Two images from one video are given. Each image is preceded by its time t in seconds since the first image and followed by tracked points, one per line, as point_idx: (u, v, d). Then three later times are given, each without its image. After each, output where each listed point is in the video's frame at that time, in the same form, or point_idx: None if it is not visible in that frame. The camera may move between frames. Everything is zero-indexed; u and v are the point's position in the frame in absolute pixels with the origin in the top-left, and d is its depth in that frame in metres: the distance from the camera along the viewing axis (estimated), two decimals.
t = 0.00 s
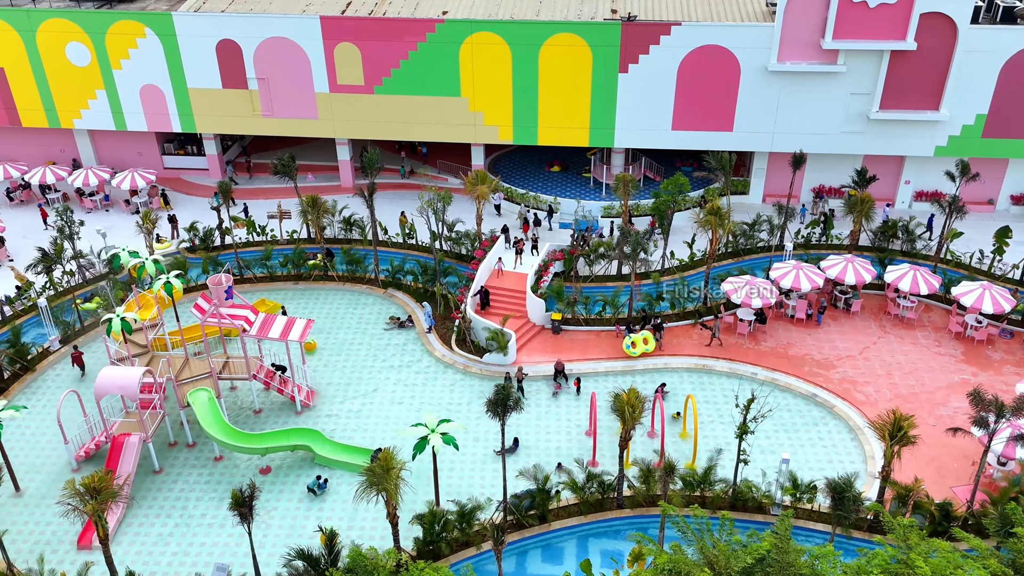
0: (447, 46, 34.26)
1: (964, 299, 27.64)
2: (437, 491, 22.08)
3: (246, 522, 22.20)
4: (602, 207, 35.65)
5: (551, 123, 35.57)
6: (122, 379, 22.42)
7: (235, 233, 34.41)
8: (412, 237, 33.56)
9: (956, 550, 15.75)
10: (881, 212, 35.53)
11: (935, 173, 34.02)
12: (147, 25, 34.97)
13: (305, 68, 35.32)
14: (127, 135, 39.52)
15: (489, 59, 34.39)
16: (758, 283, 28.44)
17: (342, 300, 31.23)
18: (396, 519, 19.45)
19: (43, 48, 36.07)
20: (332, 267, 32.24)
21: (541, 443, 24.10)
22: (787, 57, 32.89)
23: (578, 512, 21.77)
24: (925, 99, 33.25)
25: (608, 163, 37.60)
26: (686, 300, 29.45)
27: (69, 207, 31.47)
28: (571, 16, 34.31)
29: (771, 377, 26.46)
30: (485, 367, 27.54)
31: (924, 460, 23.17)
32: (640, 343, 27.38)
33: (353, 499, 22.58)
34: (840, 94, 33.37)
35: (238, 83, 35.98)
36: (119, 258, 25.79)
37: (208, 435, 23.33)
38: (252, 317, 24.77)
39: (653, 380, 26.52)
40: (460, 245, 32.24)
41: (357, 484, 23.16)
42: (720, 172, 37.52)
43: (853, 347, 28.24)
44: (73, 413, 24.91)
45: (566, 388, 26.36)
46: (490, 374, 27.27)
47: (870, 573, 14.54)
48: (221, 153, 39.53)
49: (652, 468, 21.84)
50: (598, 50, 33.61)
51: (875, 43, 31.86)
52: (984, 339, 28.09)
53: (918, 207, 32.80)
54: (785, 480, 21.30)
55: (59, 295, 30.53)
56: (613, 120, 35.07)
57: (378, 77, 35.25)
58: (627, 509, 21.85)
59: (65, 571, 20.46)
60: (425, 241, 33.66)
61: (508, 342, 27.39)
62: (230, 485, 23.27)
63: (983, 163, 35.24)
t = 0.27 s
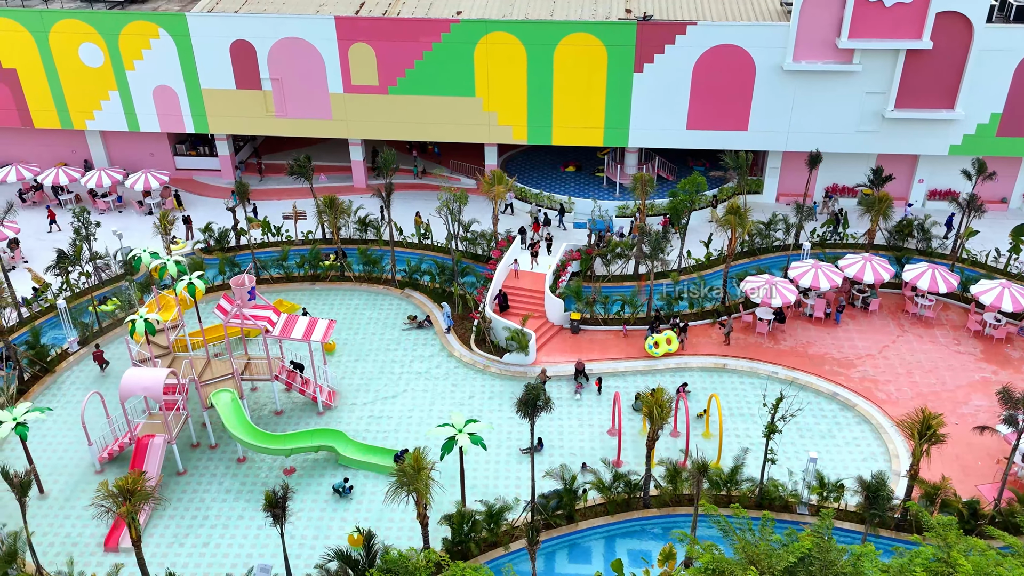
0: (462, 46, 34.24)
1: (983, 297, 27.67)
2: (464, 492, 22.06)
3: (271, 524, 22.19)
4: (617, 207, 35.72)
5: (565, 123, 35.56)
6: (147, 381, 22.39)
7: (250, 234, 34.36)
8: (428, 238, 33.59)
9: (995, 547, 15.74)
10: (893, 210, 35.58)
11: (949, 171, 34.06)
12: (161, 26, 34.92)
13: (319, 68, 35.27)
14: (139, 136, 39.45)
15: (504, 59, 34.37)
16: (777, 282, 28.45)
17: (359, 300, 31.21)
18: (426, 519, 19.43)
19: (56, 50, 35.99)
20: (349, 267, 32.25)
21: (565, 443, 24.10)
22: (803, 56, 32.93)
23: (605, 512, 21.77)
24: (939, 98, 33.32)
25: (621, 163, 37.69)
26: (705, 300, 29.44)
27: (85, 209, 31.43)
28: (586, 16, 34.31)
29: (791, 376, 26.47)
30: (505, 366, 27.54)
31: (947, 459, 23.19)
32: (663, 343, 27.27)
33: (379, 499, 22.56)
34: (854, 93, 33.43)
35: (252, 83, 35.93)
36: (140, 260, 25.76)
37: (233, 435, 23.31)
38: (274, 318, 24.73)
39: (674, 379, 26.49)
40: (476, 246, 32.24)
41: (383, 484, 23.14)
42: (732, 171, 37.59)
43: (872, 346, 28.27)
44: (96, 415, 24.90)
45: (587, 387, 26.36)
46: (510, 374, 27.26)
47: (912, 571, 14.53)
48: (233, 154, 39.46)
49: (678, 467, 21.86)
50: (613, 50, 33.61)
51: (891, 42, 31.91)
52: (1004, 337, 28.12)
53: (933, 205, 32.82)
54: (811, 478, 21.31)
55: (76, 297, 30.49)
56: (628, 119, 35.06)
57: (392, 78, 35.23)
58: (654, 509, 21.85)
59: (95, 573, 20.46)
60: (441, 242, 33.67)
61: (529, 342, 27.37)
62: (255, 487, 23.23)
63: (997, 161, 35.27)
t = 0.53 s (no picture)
0: (471, 47, 34.22)
1: (997, 294, 27.80)
2: (488, 492, 22.01)
3: (293, 526, 22.13)
4: (627, 206, 35.80)
5: (574, 123, 35.57)
6: (167, 384, 22.30)
7: (260, 235, 34.26)
8: (439, 238, 33.58)
9: None
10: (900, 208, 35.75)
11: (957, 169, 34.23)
12: (169, 27, 34.77)
13: (328, 69, 35.19)
14: (145, 137, 39.28)
15: (513, 59, 34.37)
16: (791, 281, 28.53)
17: (373, 302, 31.17)
18: (453, 520, 19.40)
19: (62, 51, 35.78)
20: (360, 269, 32.21)
21: (585, 442, 24.10)
22: (812, 55, 33.04)
23: (627, 511, 21.79)
24: (948, 96, 33.50)
25: (629, 162, 37.97)
26: (718, 298, 29.51)
27: (96, 211, 31.30)
28: (595, 15, 34.33)
29: (807, 374, 26.51)
30: (522, 366, 27.55)
31: (967, 455, 23.29)
32: (683, 343, 27.21)
33: (401, 500, 22.54)
34: (863, 91, 33.58)
35: (260, 84, 35.82)
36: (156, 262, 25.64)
37: (253, 437, 23.20)
38: (293, 320, 24.62)
39: (691, 378, 26.50)
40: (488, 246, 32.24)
41: (406, 484, 23.13)
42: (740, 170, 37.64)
43: (886, 343, 28.39)
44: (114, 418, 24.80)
45: (604, 387, 26.38)
46: (527, 374, 27.28)
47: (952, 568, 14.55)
48: (240, 155, 39.33)
49: (701, 465, 21.91)
50: (623, 50, 33.64)
51: (900, 40, 32.05)
52: (1016, 334, 28.27)
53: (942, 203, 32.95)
54: (834, 475, 21.39)
55: (87, 300, 30.35)
56: (637, 119, 35.11)
57: (401, 78, 35.17)
58: (677, 507, 21.90)
59: None
60: (451, 242, 33.66)
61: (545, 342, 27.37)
62: (275, 489, 23.14)
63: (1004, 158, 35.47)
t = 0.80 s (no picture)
0: (478, 47, 34.19)
1: (1006, 289, 27.98)
2: (510, 492, 21.99)
3: (312, 529, 22.09)
4: (634, 205, 35.87)
5: (581, 122, 35.60)
6: (185, 387, 22.18)
7: (267, 237, 34.11)
8: (447, 238, 33.55)
9: None
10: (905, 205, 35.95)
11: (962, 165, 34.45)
12: (173, 29, 34.57)
13: (334, 70, 35.08)
14: (148, 139, 39.04)
15: (520, 59, 34.36)
16: (803, 278, 28.63)
17: (383, 303, 31.09)
18: (478, 520, 19.38)
19: (65, 54, 35.50)
20: (370, 270, 32.12)
21: (603, 442, 24.11)
22: (818, 53, 33.18)
23: (649, 509, 21.81)
24: (953, 93, 33.72)
25: (635, 160, 38.02)
26: (730, 296, 29.60)
27: (104, 214, 31.09)
28: (601, 15, 34.37)
29: (821, 371, 26.59)
30: (536, 366, 27.54)
31: (983, 449, 23.44)
32: (700, 341, 27.36)
33: (422, 501, 22.49)
34: (869, 89, 33.78)
35: (266, 86, 35.66)
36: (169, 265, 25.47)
37: (271, 440, 23.09)
38: (309, 322, 24.52)
39: (706, 376, 26.55)
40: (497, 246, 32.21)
41: (427, 485, 23.10)
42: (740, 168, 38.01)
43: (897, 339, 28.55)
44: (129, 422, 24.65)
45: (620, 386, 26.40)
46: (542, 373, 27.27)
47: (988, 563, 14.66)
48: (244, 157, 39.13)
49: (721, 463, 21.97)
50: (630, 49, 33.71)
51: (906, 38, 32.25)
52: None
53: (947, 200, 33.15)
54: (854, 471, 21.47)
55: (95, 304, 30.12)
56: (644, 118, 35.18)
57: (408, 79, 35.10)
58: (698, 505, 21.95)
59: None
60: (460, 242, 33.62)
61: (559, 341, 27.35)
62: (295, 492, 23.08)
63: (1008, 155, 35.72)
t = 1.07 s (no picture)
0: (485, 47, 34.20)
1: (1016, 284, 28.19)
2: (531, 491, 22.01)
3: (333, 531, 22.03)
4: (641, 204, 35.98)
5: (587, 121, 35.65)
6: (204, 390, 22.07)
7: (275, 239, 33.99)
8: (456, 238, 33.55)
9: None
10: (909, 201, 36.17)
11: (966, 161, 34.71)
12: (178, 30, 34.40)
13: (340, 70, 34.99)
14: (151, 141, 38.81)
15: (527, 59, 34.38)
16: (814, 275, 28.78)
17: (394, 304, 31.02)
18: (503, 520, 19.37)
19: (68, 56, 35.25)
20: (379, 270, 32.09)
21: (620, 440, 24.16)
22: (824, 51, 33.35)
23: (670, 507, 21.86)
24: (957, 90, 33.98)
25: (641, 159, 38.11)
26: (741, 294, 29.73)
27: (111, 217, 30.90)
28: (607, 14, 34.41)
29: (833, 367, 26.72)
30: (550, 366, 27.56)
31: (998, 443, 23.62)
32: (717, 339, 27.43)
33: (441, 502, 22.46)
34: (874, 87, 34.02)
35: (271, 87, 35.53)
36: (183, 267, 25.34)
37: (290, 442, 23.02)
38: (325, 323, 24.45)
39: (720, 374, 26.64)
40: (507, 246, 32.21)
41: (446, 485, 23.08)
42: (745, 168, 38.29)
43: (908, 335, 28.73)
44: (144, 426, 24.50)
45: (634, 384, 26.46)
46: (556, 373, 27.29)
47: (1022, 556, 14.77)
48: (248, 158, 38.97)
49: (741, 460, 22.04)
50: (637, 48, 33.78)
51: (912, 36, 32.46)
52: None
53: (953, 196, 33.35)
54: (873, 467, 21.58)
55: (104, 307, 29.94)
56: (650, 117, 35.26)
57: (414, 79, 35.04)
58: (718, 502, 22.01)
59: None
60: (468, 242, 33.62)
61: (573, 340, 27.38)
62: (315, 494, 23.02)
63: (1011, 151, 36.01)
